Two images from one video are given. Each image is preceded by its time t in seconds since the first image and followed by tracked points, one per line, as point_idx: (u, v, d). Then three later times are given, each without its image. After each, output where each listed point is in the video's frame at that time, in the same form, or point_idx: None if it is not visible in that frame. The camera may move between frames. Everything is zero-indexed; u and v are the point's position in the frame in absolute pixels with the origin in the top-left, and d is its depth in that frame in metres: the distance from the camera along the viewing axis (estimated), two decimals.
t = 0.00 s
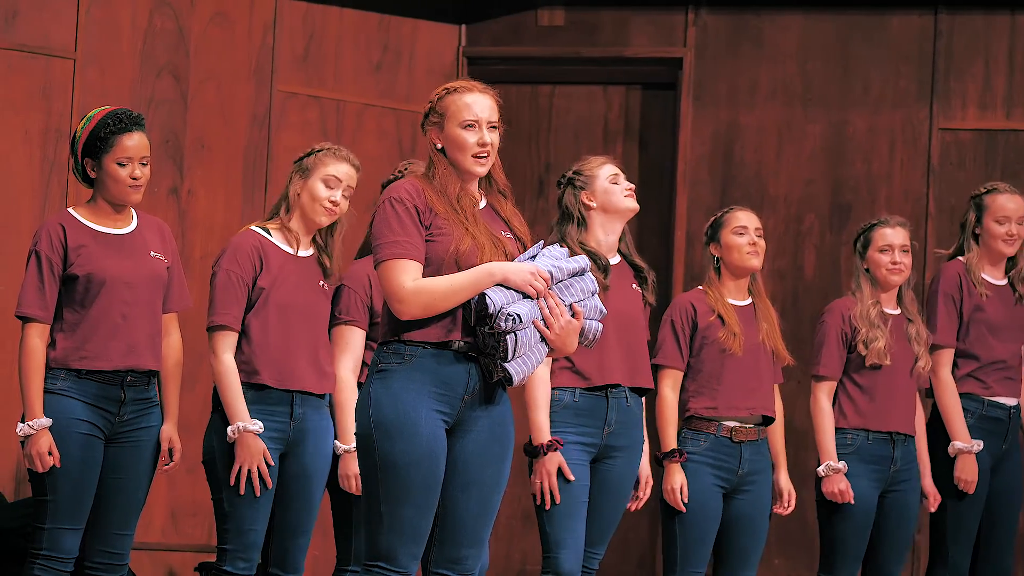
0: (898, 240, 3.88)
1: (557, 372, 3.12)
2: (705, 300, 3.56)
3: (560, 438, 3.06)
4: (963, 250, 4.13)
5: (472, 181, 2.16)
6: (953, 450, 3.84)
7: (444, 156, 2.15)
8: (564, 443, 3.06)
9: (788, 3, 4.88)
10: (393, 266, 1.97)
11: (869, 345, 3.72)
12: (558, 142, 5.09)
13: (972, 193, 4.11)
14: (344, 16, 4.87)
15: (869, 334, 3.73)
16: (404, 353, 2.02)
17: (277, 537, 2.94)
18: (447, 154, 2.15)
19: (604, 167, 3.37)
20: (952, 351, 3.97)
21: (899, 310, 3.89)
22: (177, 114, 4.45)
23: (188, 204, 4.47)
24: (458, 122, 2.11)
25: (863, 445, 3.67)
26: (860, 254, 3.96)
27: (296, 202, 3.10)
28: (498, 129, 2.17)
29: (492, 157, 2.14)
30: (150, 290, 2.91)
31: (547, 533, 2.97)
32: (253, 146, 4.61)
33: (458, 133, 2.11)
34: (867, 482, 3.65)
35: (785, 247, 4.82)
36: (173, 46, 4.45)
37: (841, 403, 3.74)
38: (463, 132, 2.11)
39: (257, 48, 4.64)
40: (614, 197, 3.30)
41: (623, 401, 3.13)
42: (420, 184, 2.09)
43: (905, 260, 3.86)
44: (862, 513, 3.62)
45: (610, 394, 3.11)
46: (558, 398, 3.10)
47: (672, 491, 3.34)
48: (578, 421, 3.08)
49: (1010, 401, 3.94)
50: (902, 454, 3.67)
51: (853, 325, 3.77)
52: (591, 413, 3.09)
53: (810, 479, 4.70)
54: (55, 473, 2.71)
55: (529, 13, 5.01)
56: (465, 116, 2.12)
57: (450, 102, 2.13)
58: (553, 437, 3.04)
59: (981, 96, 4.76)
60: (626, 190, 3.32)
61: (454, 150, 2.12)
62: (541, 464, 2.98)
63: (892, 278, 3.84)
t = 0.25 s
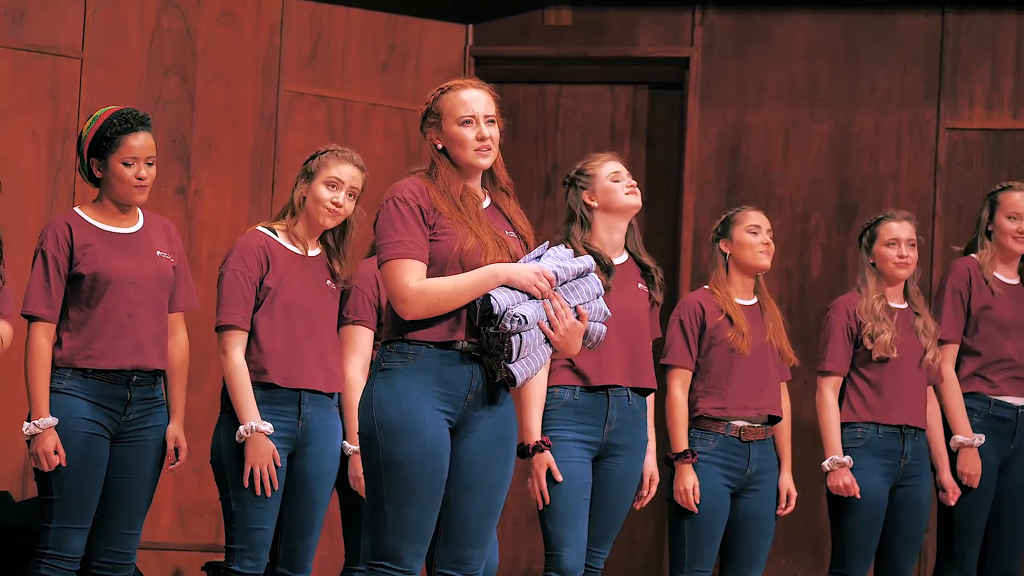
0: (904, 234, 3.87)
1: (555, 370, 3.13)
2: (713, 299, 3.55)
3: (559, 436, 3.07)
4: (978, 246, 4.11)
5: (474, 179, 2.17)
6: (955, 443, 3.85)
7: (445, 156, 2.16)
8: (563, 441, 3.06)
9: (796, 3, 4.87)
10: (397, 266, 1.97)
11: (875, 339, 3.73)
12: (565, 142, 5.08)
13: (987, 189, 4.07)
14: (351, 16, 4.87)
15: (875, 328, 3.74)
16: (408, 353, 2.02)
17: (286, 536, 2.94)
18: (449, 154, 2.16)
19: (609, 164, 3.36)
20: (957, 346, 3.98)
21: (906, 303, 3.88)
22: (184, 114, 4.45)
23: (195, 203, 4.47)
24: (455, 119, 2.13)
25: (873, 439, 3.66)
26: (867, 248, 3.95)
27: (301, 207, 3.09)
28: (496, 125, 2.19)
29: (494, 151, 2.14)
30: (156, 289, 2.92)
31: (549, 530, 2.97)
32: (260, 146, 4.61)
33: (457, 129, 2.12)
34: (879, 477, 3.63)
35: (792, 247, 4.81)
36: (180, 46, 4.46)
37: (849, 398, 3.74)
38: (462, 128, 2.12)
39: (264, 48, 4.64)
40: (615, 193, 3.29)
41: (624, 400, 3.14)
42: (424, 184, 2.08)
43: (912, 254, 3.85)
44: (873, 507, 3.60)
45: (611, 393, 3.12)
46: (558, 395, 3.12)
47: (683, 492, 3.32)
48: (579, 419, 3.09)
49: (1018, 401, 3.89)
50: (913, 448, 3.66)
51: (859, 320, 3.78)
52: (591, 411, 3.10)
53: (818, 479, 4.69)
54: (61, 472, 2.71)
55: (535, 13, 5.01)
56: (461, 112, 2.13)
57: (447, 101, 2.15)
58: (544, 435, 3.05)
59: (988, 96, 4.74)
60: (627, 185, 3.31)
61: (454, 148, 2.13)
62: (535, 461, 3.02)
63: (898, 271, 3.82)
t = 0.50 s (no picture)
0: (910, 235, 3.86)
1: (557, 368, 3.12)
2: (720, 300, 3.54)
3: (559, 435, 3.07)
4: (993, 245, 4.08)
5: (473, 176, 2.17)
6: (957, 441, 3.86)
7: (445, 156, 2.15)
8: (563, 440, 3.06)
9: (803, 3, 4.86)
10: (399, 268, 1.97)
11: (878, 339, 3.71)
12: (571, 141, 5.07)
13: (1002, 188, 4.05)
14: (358, 16, 4.86)
15: (878, 328, 3.72)
16: (410, 353, 2.01)
17: (293, 536, 2.93)
18: (450, 155, 2.15)
19: (613, 162, 3.34)
20: (967, 344, 3.96)
21: (909, 304, 3.88)
22: (191, 114, 4.45)
23: (202, 203, 4.48)
24: (453, 119, 2.12)
25: (879, 440, 3.65)
26: (871, 248, 3.93)
27: (306, 208, 3.09)
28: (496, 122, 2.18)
29: (495, 148, 2.14)
30: (162, 289, 2.92)
31: (551, 528, 2.98)
32: (267, 145, 4.61)
33: (456, 129, 2.12)
34: (884, 476, 3.61)
35: (799, 247, 4.79)
36: (187, 46, 4.46)
37: (854, 400, 3.73)
38: (461, 128, 2.12)
39: (272, 48, 4.65)
40: (613, 194, 3.29)
41: (625, 400, 3.13)
42: (426, 185, 2.08)
43: (917, 256, 3.84)
44: (878, 508, 3.59)
45: (610, 394, 3.11)
46: (557, 394, 3.11)
47: (693, 492, 3.31)
48: (578, 418, 3.09)
49: None
50: (918, 448, 3.65)
51: (862, 322, 3.76)
52: (591, 411, 3.10)
53: (826, 480, 4.68)
54: (67, 472, 2.72)
55: (542, 13, 5.00)
56: (460, 112, 2.12)
57: (445, 101, 2.15)
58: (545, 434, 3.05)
59: (996, 96, 4.72)
60: (627, 187, 3.30)
61: (454, 147, 2.12)
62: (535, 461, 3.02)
63: (903, 273, 3.82)
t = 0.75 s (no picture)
0: (911, 241, 3.85)
1: (562, 371, 3.11)
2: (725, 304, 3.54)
3: (564, 437, 3.06)
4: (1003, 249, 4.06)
5: (473, 180, 2.16)
6: (964, 447, 3.83)
7: (445, 159, 2.15)
8: (568, 442, 3.05)
9: (809, 5, 4.86)
10: (400, 271, 1.96)
11: (875, 346, 3.70)
12: (577, 144, 5.07)
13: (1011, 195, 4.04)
14: (363, 19, 4.86)
15: (875, 335, 3.72)
16: (412, 356, 2.01)
17: (297, 538, 2.92)
18: (450, 158, 2.15)
19: (617, 165, 3.34)
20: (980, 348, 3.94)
21: (909, 310, 3.87)
22: (196, 117, 4.46)
23: (208, 206, 4.48)
24: (453, 122, 2.12)
25: (875, 446, 3.64)
26: (872, 253, 3.93)
27: (309, 211, 3.10)
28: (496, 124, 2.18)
29: (495, 151, 2.13)
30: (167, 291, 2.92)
31: (552, 529, 3.00)
32: (273, 148, 4.62)
33: (457, 132, 2.12)
34: (880, 483, 3.60)
35: (805, 250, 4.79)
36: (193, 49, 4.46)
37: (851, 406, 3.72)
38: (461, 130, 2.12)
39: (277, 51, 4.65)
40: (617, 198, 3.29)
41: (628, 401, 3.12)
42: (426, 188, 2.08)
43: (917, 260, 3.83)
44: (875, 515, 3.57)
45: (616, 394, 3.11)
46: (563, 394, 3.10)
47: (694, 495, 3.31)
48: (583, 420, 3.08)
49: None
50: (915, 454, 3.64)
51: (860, 327, 3.75)
52: (596, 412, 3.09)
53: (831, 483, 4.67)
54: (72, 475, 2.72)
55: (548, 16, 5.00)
56: (460, 115, 2.12)
57: (445, 104, 2.15)
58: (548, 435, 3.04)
59: (1002, 99, 4.71)
60: (631, 193, 3.29)
61: (455, 150, 2.12)
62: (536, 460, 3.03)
63: (903, 278, 3.81)
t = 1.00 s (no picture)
0: (909, 246, 3.84)
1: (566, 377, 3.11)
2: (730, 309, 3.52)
3: (570, 444, 3.05)
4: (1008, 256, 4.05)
5: (475, 185, 2.15)
6: (977, 455, 3.82)
7: (448, 165, 2.15)
8: (574, 449, 3.05)
9: (813, 11, 4.85)
10: (402, 278, 1.97)
11: (870, 353, 3.70)
12: (580, 150, 5.07)
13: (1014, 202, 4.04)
14: (368, 24, 4.87)
15: (871, 341, 3.72)
16: (415, 361, 2.00)
17: (297, 544, 2.93)
18: (451, 163, 2.15)
19: (623, 170, 3.32)
20: (989, 357, 3.94)
21: (907, 317, 3.85)
22: (200, 122, 4.46)
23: (212, 212, 4.48)
24: (456, 127, 2.12)
25: (867, 452, 3.63)
26: (870, 257, 3.92)
27: (306, 213, 3.10)
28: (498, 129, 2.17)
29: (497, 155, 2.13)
30: (169, 296, 2.92)
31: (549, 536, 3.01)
32: (277, 154, 4.62)
33: (458, 137, 2.11)
34: (871, 488, 3.61)
35: (809, 255, 4.78)
36: (197, 54, 4.47)
37: (844, 412, 3.71)
38: (463, 136, 2.11)
39: (281, 57, 4.66)
40: (622, 206, 3.28)
41: (632, 408, 3.12)
42: (427, 194, 2.08)
43: (915, 266, 3.83)
44: (865, 519, 3.58)
45: (621, 400, 3.11)
46: (568, 401, 3.10)
47: (699, 500, 3.30)
48: (588, 427, 3.08)
49: None
50: (907, 461, 3.63)
51: (855, 334, 3.75)
52: (601, 419, 3.09)
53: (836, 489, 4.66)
54: (75, 481, 2.71)
55: (551, 21, 5.00)
56: (462, 119, 2.12)
57: (447, 109, 2.14)
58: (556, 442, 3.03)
59: (1005, 104, 4.71)
60: (636, 202, 3.29)
61: (458, 155, 2.12)
62: (545, 465, 2.97)
63: (900, 283, 3.81)
